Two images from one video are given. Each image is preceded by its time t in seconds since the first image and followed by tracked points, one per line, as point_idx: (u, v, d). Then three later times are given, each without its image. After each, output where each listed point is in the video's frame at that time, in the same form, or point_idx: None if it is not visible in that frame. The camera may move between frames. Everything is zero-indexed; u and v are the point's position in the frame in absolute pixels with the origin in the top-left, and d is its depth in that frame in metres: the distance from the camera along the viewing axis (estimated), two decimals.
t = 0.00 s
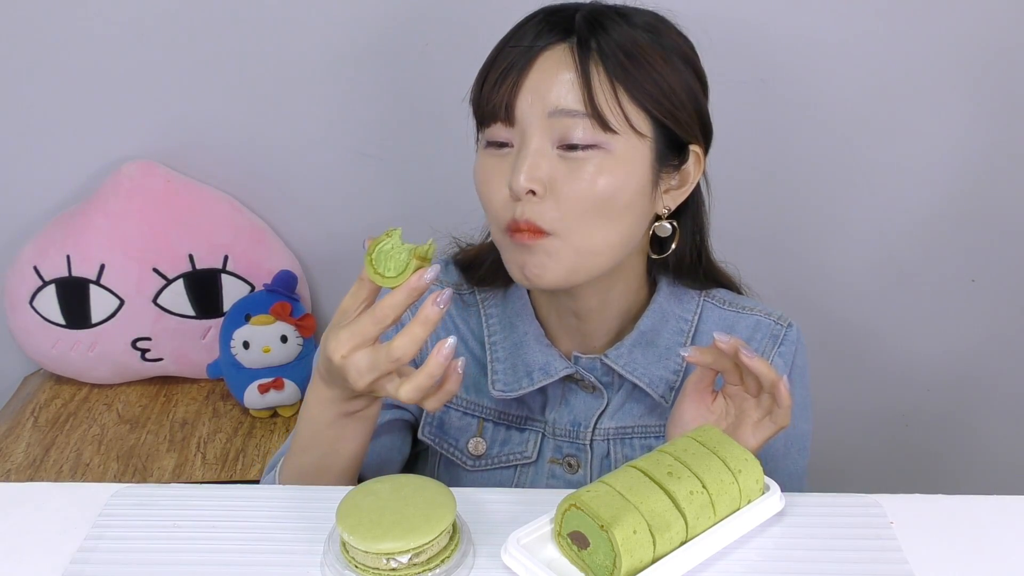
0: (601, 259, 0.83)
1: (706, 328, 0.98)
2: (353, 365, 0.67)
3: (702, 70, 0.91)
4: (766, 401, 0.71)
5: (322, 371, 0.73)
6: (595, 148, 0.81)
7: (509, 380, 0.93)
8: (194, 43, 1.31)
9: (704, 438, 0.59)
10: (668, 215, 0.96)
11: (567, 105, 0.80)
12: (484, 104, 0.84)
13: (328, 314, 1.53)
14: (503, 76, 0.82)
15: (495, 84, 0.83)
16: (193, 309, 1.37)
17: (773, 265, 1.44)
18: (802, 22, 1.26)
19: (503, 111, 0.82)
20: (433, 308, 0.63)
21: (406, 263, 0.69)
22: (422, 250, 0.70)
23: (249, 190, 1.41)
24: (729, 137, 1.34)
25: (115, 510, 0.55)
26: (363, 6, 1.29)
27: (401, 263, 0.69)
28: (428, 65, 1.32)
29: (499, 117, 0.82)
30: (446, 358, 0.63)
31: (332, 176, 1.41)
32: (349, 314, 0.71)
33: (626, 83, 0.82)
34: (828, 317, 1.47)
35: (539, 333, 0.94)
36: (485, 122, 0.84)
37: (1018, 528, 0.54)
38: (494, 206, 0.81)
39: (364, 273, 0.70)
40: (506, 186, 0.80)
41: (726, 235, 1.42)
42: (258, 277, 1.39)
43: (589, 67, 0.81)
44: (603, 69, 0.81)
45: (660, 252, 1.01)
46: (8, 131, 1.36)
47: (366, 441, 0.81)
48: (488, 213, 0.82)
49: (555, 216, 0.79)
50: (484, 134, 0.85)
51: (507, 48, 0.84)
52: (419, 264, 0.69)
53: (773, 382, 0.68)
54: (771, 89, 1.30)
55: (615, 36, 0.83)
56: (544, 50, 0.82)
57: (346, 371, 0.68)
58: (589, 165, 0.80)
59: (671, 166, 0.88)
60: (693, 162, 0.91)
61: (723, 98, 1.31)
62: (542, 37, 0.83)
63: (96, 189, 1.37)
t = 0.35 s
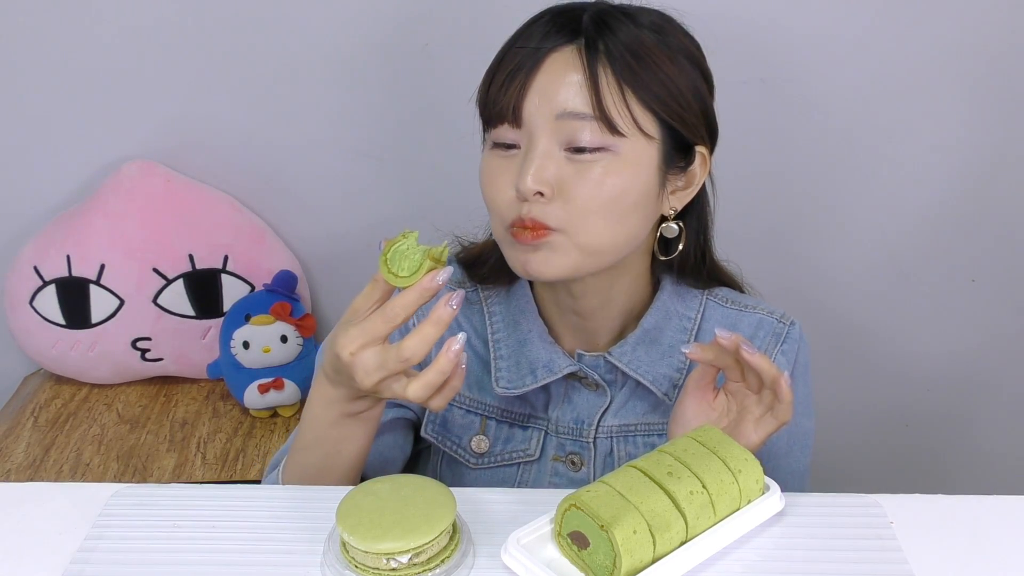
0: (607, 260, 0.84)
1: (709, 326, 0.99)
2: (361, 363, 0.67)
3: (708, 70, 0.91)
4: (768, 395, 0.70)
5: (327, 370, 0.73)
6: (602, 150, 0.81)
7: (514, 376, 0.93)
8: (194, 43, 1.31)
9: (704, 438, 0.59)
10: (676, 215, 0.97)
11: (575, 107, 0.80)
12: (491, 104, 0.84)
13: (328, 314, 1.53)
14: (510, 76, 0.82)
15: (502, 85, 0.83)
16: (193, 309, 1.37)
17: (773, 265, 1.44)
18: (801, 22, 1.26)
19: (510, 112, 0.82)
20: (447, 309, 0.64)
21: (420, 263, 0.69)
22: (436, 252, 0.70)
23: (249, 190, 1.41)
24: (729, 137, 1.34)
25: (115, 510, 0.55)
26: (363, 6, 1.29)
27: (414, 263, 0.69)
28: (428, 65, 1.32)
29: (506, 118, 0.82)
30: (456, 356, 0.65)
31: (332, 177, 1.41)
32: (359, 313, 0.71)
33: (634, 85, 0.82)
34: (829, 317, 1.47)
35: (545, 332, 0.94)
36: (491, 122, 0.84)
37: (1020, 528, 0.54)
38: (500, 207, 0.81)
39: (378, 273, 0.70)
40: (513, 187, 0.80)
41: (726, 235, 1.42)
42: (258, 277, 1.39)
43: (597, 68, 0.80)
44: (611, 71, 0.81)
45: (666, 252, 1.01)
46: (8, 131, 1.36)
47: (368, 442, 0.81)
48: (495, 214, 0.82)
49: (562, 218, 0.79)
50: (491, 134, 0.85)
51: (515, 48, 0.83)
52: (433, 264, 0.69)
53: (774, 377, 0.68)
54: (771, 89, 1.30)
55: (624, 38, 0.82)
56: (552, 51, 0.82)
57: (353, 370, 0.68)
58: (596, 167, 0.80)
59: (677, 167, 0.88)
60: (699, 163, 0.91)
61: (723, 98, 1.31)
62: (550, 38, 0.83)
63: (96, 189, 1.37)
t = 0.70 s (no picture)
0: (610, 262, 0.84)
1: (709, 324, 0.99)
2: (367, 368, 0.67)
3: (713, 71, 0.91)
4: (764, 392, 0.70)
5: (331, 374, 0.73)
6: (607, 153, 0.81)
7: (514, 375, 0.93)
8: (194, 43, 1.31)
9: (704, 439, 0.59)
10: (675, 218, 0.96)
11: (581, 109, 0.80)
12: (496, 104, 0.83)
13: (328, 314, 1.53)
14: (516, 76, 0.82)
15: (508, 84, 0.82)
16: (193, 309, 1.37)
17: (773, 265, 1.44)
18: (801, 22, 1.26)
19: (516, 113, 0.81)
20: (453, 313, 0.64)
21: (424, 269, 0.69)
22: (440, 256, 0.70)
23: (249, 190, 1.41)
24: (729, 137, 1.34)
25: (115, 509, 0.55)
26: (364, 6, 1.29)
27: (419, 269, 0.69)
28: (429, 65, 1.32)
29: (511, 118, 0.82)
30: (464, 356, 0.65)
31: (332, 176, 1.41)
32: (362, 318, 0.71)
33: (640, 88, 0.82)
34: (828, 316, 1.47)
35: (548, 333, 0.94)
36: (496, 122, 0.84)
37: (1019, 528, 0.54)
38: (505, 208, 0.81)
39: (381, 279, 0.70)
40: (517, 189, 0.80)
41: (726, 235, 1.42)
42: (258, 277, 1.39)
43: (604, 70, 0.80)
44: (618, 73, 0.81)
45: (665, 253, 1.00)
46: (8, 131, 1.36)
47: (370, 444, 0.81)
48: (499, 214, 0.82)
49: (566, 220, 0.80)
50: (495, 133, 0.85)
51: (521, 48, 0.83)
52: (437, 269, 0.69)
53: (770, 374, 0.68)
54: (771, 90, 1.30)
55: (631, 40, 0.82)
56: (559, 52, 0.81)
57: (358, 375, 0.68)
58: (601, 170, 0.80)
59: (680, 170, 0.89)
60: (703, 166, 0.92)
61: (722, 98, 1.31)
62: (557, 38, 0.82)
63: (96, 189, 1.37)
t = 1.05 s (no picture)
0: (609, 265, 0.84)
1: (708, 322, 0.99)
2: (369, 368, 0.67)
3: (712, 72, 0.91)
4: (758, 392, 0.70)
5: (333, 374, 0.73)
6: (607, 157, 0.81)
7: (514, 374, 0.93)
8: (194, 43, 1.31)
9: (704, 438, 0.59)
10: (675, 218, 0.97)
11: (581, 113, 0.79)
12: (496, 107, 0.83)
13: (328, 314, 1.53)
14: (516, 79, 0.82)
15: (508, 87, 0.82)
16: (193, 309, 1.37)
17: (773, 265, 1.44)
18: (801, 21, 1.26)
19: (515, 116, 0.81)
20: (453, 311, 0.64)
21: (422, 268, 0.70)
22: (436, 254, 0.71)
23: (249, 190, 1.41)
24: (729, 137, 1.34)
25: (115, 509, 0.55)
26: (364, 6, 1.29)
27: (417, 268, 0.70)
28: (429, 65, 1.32)
29: (511, 121, 0.82)
30: (466, 352, 0.65)
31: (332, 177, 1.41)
32: (361, 318, 0.70)
33: (640, 91, 0.82)
34: (828, 316, 1.47)
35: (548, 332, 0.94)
36: (495, 124, 0.84)
37: (1018, 527, 0.54)
38: (504, 211, 0.81)
39: (376, 279, 0.70)
40: (517, 192, 0.80)
41: (726, 235, 1.42)
42: (258, 277, 1.39)
43: (603, 74, 0.80)
44: (617, 77, 0.81)
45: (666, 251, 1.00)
46: (8, 131, 1.36)
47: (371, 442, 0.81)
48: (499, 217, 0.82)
49: (566, 224, 0.80)
50: (494, 135, 0.85)
51: (520, 50, 0.83)
52: (435, 268, 0.71)
53: (763, 373, 0.68)
54: (771, 89, 1.30)
55: (631, 43, 0.82)
56: (559, 55, 0.81)
57: (361, 374, 0.68)
58: (600, 173, 0.80)
59: (680, 172, 0.89)
60: (703, 167, 0.92)
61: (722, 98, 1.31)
62: (556, 41, 0.82)
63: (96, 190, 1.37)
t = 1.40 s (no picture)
0: (610, 268, 0.84)
1: (708, 323, 0.99)
2: (370, 371, 0.67)
3: (712, 72, 0.91)
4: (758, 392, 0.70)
5: (332, 376, 0.73)
6: (608, 160, 0.81)
7: (514, 374, 0.93)
8: (194, 43, 1.31)
9: (704, 438, 0.59)
10: (677, 219, 0.97)
11: (581, 116, 0.80)
12: (496, 109, 0.83)
13: (328, 314, 1.53)
14: (515, 82, 0.82)
15: (507, 90, 0.82)
16: (193, 309, 1.37)
17: (773, 265, 1.44)
18: (802, 21, 1.26)
19: (515, 119, 0.81)
20: (453, 311, 0.64)
21: (422, 271, 0.70)
22: (435, 256, 0.71)
23: (249, 190, 1.41)
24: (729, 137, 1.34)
25: (115, 510, 0.55)
26: (364, 6, 1.29)
27: (416, 271, 0.70)
28: (429, 65, 1.32)
29: (510, 124, 0.82)
30: (466, 352, 0.65)
31: (332, 177, 1.41)
32: (361, 320, 0.70)
33: (640, 94, 0.82)
34: (828, 316, 1.47)
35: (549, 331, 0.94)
36: (495, 127, 0.84)
37: (1019, 527, 0.54)
38: (504, 214, 0.81)
39: (374, 283, 0.69)
40: (518, 196, 0.80)
41: (726, 235, 1.42)
42: (258, 277, 1.39)
43: (603, 77, 0.80)
44: (617, 79, 0.81)
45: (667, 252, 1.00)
46: (8, 130, 1.36)
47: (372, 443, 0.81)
48: (499, 220, 0.82)
49: (567, 228, 0.80)
50: (494, 138, 0.85)
51: (520, 53, 0.83)
52: (434, 269, 0.71)
53: (764, 373, 0.68)
54: (771, 89, 1.30)
55: (631, 45, 0.82)
56: (558, 58, 0.81)
57: (362, 377, 0.67)
58: (601, 177, 0.80)
59: (680, 173, 0.89)
60: (703, 168, 0.92)
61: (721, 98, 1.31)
62: (556, 43, 0.82)
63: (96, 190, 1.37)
